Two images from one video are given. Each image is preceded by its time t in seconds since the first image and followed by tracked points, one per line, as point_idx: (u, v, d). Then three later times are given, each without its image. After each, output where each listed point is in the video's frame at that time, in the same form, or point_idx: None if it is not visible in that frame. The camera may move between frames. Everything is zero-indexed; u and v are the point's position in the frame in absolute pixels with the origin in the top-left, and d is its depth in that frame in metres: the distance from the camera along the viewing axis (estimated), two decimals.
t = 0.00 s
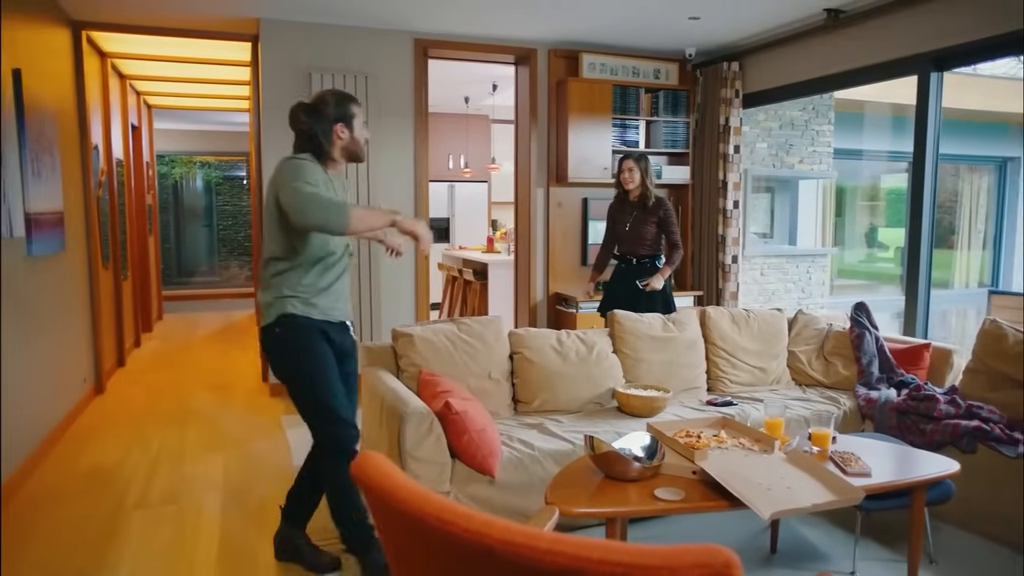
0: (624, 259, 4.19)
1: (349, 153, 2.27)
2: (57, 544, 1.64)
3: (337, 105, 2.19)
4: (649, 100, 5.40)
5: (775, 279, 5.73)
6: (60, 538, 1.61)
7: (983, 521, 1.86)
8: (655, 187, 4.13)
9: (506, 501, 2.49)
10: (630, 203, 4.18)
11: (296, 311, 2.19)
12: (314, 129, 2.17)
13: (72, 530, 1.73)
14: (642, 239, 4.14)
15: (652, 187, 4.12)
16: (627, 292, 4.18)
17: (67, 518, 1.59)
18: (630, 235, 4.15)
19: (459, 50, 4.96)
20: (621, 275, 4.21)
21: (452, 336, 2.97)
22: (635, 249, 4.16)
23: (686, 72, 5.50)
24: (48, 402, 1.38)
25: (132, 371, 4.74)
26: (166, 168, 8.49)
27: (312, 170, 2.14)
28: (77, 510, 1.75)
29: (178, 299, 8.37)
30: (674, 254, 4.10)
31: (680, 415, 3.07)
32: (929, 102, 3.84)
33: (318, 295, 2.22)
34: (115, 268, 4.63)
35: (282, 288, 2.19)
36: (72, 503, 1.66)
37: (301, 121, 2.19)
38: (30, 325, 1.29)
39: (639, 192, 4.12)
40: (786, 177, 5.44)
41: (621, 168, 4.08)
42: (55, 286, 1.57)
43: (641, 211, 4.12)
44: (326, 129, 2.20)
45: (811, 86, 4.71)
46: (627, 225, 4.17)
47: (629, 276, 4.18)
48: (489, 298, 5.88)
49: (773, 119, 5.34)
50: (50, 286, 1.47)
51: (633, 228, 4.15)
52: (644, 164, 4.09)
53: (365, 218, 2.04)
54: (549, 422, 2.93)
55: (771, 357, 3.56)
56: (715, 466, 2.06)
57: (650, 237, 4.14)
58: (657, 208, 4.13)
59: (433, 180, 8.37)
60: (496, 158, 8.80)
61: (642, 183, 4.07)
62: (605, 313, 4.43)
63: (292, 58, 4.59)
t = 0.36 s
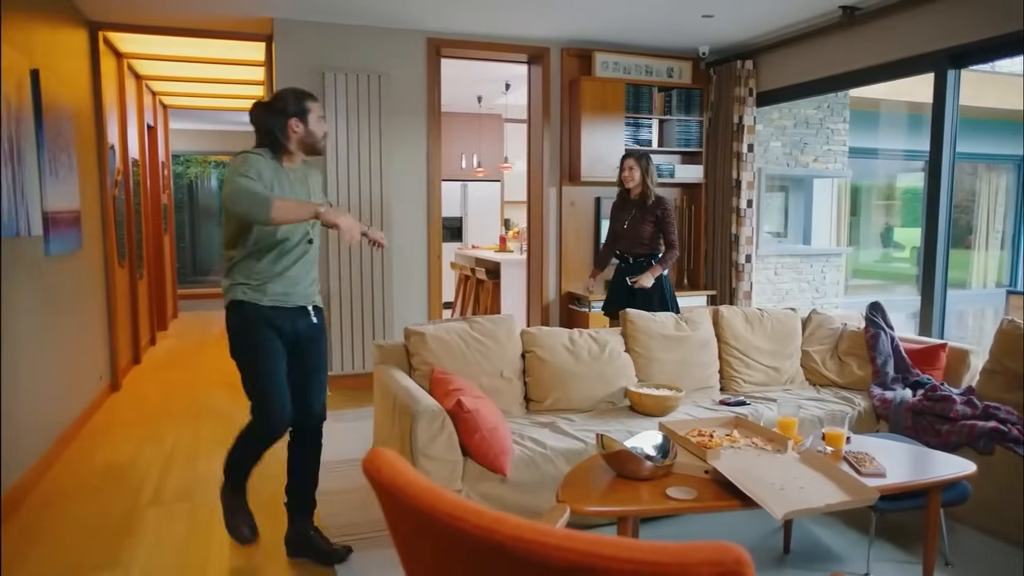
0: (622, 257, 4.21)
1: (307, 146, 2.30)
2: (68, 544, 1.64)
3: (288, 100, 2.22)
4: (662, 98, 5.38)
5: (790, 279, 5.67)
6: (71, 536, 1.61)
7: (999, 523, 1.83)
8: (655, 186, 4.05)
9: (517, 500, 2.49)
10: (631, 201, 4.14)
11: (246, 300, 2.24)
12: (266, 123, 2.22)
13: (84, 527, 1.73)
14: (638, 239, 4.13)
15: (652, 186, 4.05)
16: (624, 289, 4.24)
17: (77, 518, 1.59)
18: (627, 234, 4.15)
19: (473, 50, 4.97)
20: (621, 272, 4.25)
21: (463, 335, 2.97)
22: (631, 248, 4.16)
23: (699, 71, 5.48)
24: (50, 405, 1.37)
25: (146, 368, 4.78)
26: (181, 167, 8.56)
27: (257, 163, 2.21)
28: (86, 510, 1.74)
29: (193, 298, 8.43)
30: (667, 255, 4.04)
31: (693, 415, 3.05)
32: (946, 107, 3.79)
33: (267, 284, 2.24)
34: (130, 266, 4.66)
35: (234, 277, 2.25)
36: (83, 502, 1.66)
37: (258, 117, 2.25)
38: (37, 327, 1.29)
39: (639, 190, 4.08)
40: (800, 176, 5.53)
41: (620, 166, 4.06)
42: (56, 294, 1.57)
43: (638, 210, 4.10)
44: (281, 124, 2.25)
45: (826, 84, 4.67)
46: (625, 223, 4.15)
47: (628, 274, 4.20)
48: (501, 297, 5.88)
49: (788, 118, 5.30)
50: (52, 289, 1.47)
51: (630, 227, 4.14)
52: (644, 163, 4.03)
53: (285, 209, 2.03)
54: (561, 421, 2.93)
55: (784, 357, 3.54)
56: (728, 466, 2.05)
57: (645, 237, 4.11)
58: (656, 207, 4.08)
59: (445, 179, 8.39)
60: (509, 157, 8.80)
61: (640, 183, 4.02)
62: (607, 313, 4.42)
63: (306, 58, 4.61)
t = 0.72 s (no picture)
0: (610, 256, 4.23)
1: (266, 162, 2.52)
2: (81, 542, 1.65)
3: (244, 123, 2.45)
4: (675, 97, 5.35)
5: (803, 279, 5.63)
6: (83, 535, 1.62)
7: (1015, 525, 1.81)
8: (642, 186, 4.05)
9: (527, 498, 2.49)
10: (620, 202, 4.16)
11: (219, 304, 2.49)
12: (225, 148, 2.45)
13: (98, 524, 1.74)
14: (623, 238, 4.14)
15: (641, 187, 4.08)
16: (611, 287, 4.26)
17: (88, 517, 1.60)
18: (613, 233, 4.18)
19: (485, 49, 4.97)
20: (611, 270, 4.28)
21: (474, 333, 2.98)
22: (616, 246, 4.17)
23: (711, 69, 5.45)
24: (51, 403, 1.36)
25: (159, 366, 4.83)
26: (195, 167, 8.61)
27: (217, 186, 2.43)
28: (99, 504, 1.75)
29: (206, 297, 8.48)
30: (651, 255, 4.04)
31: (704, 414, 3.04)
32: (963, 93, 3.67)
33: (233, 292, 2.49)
34: (144, 265, 4.71)
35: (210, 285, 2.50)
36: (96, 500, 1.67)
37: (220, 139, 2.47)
38: (14, 327, 1.26)
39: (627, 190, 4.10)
40: (813, 175, 5.54)
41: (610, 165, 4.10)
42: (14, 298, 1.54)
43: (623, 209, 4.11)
44: (240, 145, 2.48)
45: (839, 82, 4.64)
46: (613, 222, 4.17)
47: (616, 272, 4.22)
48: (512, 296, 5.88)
49: (801, 117, 5.28)
50: (63, 288, 1.48)
51: (616, 226, 4.16)
52: (631, 163, 4.05)
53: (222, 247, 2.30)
54: (571, 420, 2.93)
55: (797, 357, 3.52)
56: (739, 465, 2.04)
57: (630, 237, 4.11)
58: (641, 207, 4.07)
59: (457, 179, 8.39)
60: (521, 156, 8.80)
61: (626, 182, 4.04)
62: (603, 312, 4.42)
63: (318, 57, 4.63)
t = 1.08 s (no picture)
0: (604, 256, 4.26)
1: (262, 152, 2.94)
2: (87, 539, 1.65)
3: (245, 120, 2.88)
4: (687, 96, 5.33)
5: (816, 279, 5.62)
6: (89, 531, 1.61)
7: None
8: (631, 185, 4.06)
9: (537, 496, 2.49)
10: (612, 201, 4.18)
11: (224, 282, 2.86)
12: (229, 142, 2.88)
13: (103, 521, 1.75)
14: (613, 237, 4.15)
15: (630, 186, 4.09)
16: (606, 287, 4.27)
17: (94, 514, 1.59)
18: (604, 232, 4.20)
19: (496, 48, 4.97)
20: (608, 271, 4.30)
21: (486, 331, 2.98)
22: (608, 246, 4.19)
23: (724, 68, 5.43)
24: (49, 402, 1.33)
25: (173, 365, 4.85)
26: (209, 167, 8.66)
27: (220, 178, 2.85)
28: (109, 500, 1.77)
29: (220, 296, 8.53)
30: (641, 253, 4.03)
31: (716, 414, 3.02)
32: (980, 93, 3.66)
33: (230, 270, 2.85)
34: (159, 264, 4.74)
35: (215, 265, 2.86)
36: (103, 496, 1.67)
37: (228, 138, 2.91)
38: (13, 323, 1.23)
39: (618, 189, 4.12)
40: (826, 174, 5.53)
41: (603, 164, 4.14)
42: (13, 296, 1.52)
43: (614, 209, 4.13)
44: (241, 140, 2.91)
45: (853, 81, 4.60)
46: (605, 222, 4.20)
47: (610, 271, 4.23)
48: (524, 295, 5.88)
49: (815, 115, 5.29)
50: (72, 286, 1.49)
51: (607, 225, 4.18)
52: (621, 163, 4.07)
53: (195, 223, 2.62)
54: (582, 419, 2.92)
55: (810, 357, 3.49)
56: (751, 464, 2.03)
57: (620, 236, 4.13)
58: (631, 206, 4.08)
59: (469, 178, 8.41)
60: (533, 156, 8.79)
61: (614, 181, 4.06)
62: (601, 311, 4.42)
63: (329, 57, 4.65)
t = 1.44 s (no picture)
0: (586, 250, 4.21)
1: (280, 160, 3.19)
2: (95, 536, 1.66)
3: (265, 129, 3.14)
4: (699, 95, 5.31)
5: (829, 278, 5.58)
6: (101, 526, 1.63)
7: None
8: (613, 183, 3.94)
9: (548, 495, 2.49)
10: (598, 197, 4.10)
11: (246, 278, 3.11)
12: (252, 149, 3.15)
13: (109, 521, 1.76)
14: (593, 233, 4.09)
15: (613, 185, 3.97)
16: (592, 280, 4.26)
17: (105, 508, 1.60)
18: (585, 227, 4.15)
19: (508, 47, 4.97)
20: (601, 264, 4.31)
21: (497, 330, 2.98)
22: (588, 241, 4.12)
23: (737, 67, 5.40)
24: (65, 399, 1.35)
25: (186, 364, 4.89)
26: (223, 167, 8.72)
27: (241, 181, 3.12)
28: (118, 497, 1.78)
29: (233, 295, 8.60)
30: (612, 252, 4.00)
31: (728, 414, 3.01)
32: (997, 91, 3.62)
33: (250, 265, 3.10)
34: (173, 263, 4.79)
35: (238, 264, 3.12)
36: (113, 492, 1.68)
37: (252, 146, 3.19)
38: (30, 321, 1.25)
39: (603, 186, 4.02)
40: (841, 174, 5.50)
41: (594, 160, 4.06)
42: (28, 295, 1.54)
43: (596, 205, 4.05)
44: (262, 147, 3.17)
45: (868, 79, 4.57)
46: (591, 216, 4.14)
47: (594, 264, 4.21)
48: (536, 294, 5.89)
49: (828, 115, 5.25)
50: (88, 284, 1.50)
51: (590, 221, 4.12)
52: (606, 160, 3.96)
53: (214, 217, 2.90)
54: (594, 418, 2.92)
55: (823, 356, 3.47)
56: (763, 464, 2.02)
57: (598, 231, 4.06)
58: (610, 204, 3.96)
59: (481, 178, 8.41)
60: (545, 155, 8.80)
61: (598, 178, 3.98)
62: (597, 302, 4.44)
63: (341, 57, 4.67)
